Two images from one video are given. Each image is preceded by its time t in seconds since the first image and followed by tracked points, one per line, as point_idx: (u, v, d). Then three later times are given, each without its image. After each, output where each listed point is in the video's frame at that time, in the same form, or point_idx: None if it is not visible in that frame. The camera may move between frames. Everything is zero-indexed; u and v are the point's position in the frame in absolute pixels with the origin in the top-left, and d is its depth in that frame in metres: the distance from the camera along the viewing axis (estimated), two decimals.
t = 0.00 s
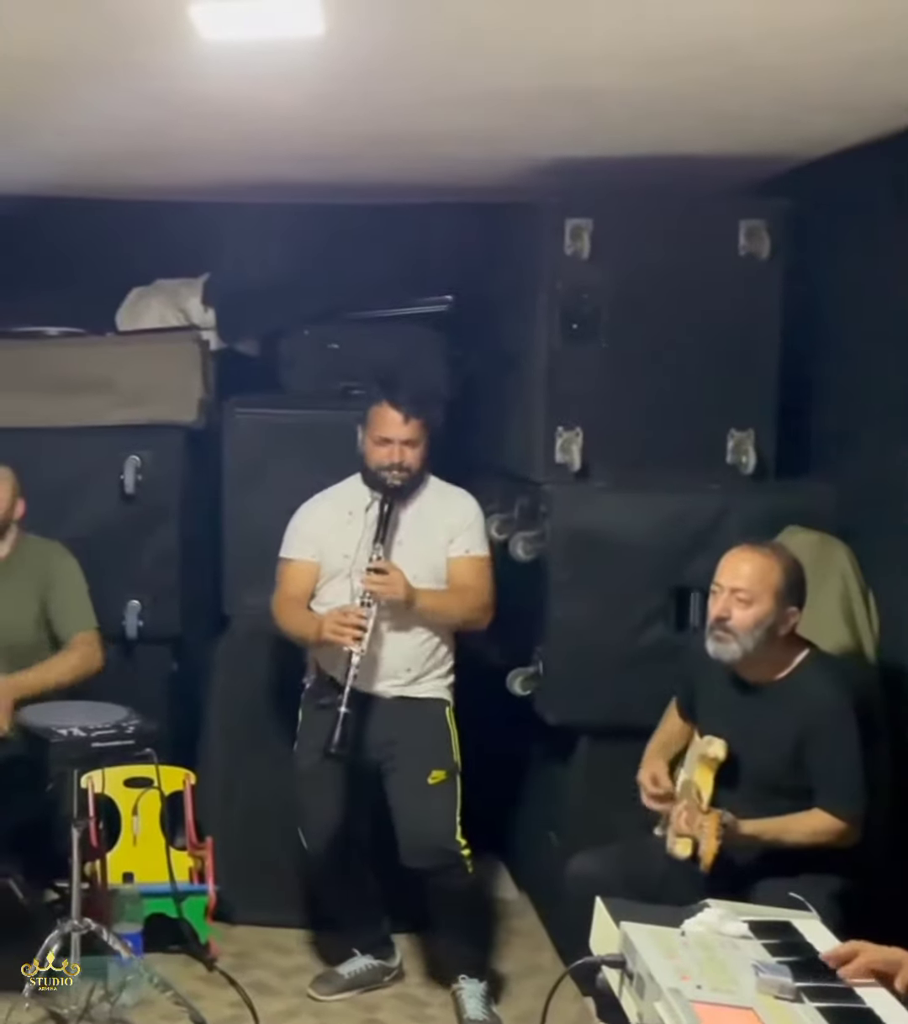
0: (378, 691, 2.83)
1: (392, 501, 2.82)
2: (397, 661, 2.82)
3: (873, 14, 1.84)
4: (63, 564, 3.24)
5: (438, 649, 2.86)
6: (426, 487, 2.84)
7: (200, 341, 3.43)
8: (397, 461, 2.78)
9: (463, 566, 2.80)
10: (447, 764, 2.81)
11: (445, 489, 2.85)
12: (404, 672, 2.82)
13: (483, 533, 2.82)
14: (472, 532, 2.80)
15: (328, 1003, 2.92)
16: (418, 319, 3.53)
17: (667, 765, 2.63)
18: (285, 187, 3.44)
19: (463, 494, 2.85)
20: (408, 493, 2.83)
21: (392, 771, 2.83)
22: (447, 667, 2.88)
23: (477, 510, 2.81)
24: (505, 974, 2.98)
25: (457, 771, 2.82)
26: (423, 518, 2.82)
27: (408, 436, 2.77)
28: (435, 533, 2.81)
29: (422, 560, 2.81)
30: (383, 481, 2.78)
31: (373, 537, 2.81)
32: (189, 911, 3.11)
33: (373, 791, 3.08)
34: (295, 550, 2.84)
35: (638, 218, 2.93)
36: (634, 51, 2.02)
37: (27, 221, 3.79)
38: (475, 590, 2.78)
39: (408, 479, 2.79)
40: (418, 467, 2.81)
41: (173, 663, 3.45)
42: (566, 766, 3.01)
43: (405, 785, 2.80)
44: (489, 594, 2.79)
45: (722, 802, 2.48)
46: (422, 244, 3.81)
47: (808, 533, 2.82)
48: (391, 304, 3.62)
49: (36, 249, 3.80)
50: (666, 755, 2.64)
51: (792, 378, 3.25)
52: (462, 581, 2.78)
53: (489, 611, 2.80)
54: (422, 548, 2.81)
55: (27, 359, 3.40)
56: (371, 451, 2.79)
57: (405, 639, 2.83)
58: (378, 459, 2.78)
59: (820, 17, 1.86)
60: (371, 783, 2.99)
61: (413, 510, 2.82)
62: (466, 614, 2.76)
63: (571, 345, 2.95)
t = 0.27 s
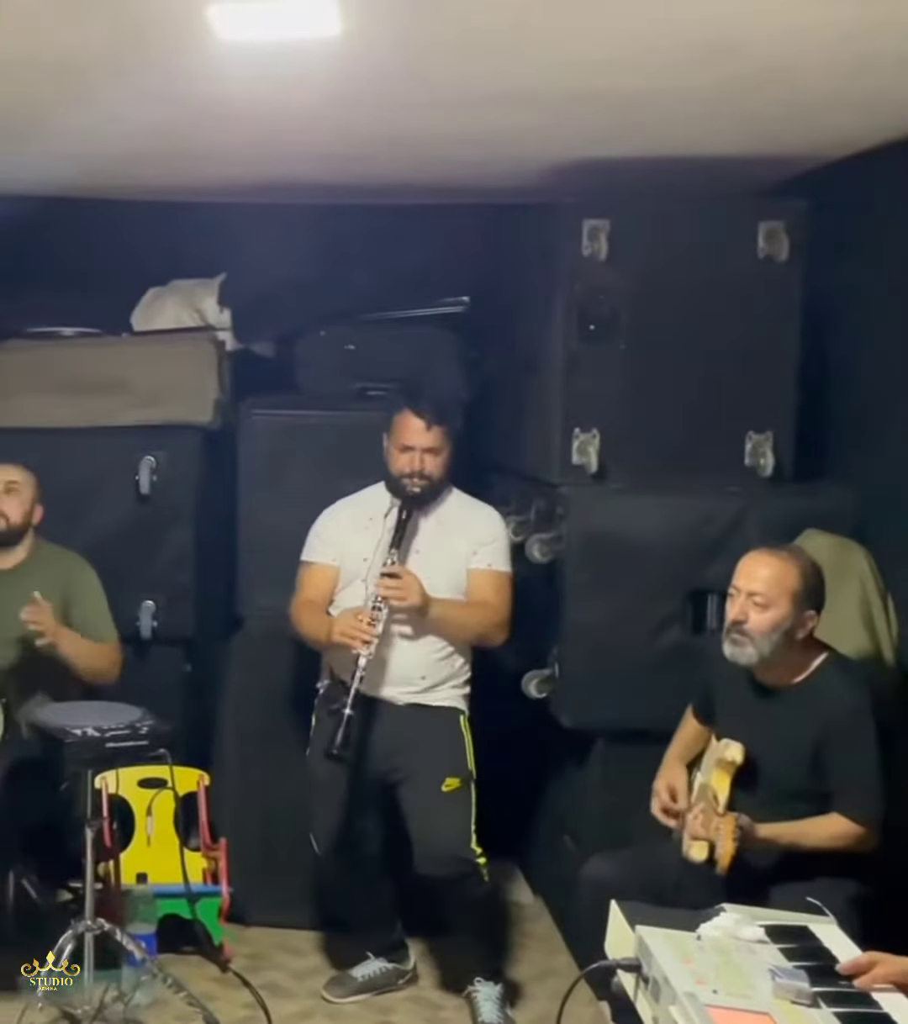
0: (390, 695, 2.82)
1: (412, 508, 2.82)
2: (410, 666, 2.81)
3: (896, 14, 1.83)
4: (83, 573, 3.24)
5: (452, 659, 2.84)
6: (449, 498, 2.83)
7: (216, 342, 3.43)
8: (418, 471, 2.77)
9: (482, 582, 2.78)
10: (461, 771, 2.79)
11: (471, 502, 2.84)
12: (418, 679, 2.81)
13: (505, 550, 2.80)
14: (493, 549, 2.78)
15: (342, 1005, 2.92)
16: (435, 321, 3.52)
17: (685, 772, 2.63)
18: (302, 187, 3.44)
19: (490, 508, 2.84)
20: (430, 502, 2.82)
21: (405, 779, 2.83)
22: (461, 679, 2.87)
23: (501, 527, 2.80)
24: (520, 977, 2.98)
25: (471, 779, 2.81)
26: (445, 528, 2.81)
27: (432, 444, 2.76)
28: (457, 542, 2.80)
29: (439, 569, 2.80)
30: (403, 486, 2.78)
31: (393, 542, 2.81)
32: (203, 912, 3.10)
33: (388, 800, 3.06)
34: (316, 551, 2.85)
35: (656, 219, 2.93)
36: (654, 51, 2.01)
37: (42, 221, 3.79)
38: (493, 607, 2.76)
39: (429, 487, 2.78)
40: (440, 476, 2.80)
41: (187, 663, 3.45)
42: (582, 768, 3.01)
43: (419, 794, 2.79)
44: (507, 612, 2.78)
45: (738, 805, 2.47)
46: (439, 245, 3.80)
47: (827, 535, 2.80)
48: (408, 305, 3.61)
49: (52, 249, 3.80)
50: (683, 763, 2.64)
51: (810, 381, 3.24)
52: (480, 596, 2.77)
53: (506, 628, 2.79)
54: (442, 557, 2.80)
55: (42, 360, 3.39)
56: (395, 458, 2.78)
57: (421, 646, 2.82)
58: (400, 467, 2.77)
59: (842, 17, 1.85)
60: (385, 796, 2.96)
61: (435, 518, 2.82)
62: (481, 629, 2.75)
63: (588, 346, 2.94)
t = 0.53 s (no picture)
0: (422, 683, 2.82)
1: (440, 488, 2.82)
2: (441, 654, 2.80)
3: None
4: (98, 571, 3.24)
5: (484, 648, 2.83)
6: (480, 472, 2.83)
7: (235, 341, 3.45)
8: (445, 444, 2.77)
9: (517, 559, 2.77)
10: (491, 763, 2.78)
11: (502, 478, 2.82)
12: (450, 665, 2.80)
13: (538, 525, 2.78)
14: (526, 523, 2.77)
15: (359, 1005, 2.92)
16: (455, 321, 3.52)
17: (703, 780, 2.62)
18: (322, 187, 3.43)
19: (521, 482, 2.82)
20: (458, 480, 2.82)
21: (437, 768, 2.84)
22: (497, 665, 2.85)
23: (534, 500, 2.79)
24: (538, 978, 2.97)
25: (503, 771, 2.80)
26: (474, 507, 2.80)
27: (457, 418, 2.76)
28: (487, 521, 2.79)
29: (469, 551, 2.79)
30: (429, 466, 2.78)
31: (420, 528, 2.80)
32: (219, 912, 3.10)
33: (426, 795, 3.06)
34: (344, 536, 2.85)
35: (678, 219, 2.92)
36: (677, 51, 2.00)
37: (62, 220, 3.80)
38: (527, 583, 2.75)
39: (456, 462, 2.78)
40: (467, 453, 2.80)
41: (205, 662, 3.45)
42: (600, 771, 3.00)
43: (447, 790, 2.80)
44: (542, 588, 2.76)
45: (758, 808, 2.46)
46: (459, 245, 3.80)
47: (847, 539, 2.78)
48: (428, 305, 3.60)
49: (72, 248, 3.81)
50: (701, 770, 2.62)
51: (832, 382, 3.23)
52: (516, 573, 2.75)
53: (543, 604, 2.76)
54: (471, 537, 2.79)
55: (63, 360, 3.44)
56: (421, 434, 2.79)
57: (452, 629, 2.81)
58: (426, 441, 2.78)
59: (868, 17, 1.83)
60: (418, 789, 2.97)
61: (462, 497, 2.81)
62: (518, 606, 2.73)
63: (609, 347, 2.94)
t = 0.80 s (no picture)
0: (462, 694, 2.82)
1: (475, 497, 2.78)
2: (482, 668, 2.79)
3: None
4: (117, 564, 3.24)
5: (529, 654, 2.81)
6: (517, 474, 2.79)
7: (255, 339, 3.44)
8: (477, 454, 2.74)
9: (557, 565, 2.74)
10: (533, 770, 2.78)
11: (540, 478, 2.79)
12: (490, 679, 2.80)
13: (579, 527, 2.75)
14: (565, 528, 2.74)
15: (376, 1005, 2.91)
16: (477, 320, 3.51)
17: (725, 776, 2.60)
18: (343, 185, 3.43)
19: (561, 482, 2.78)
20: (495, 487, 2.78)
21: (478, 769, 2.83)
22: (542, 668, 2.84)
23: (573, 504, 2.75)
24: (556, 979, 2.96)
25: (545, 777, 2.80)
26: (511, 515, 2.77)
27: (486, 427, 2.72)
28: (525, 528, 2.76)
29: (508, 560, 2.77)
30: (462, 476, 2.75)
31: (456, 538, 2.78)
32: (237, 910, 3.11)
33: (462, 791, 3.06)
34: (386, 543, 2.84)
35: (701, 219, 2.91)
36: (694, 51, 2.00)
37: (84, 218, 3.81)
38: (569, 589, 2.72)
39: (490, 471, 2.75)
40: (502, 458, 2.76)
41: (223, 661, 3.44)
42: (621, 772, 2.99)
43: (490, 790, 2.81)
44: (585, 593, 2.74)
45: (780, 810, 2.45)
46: (482, 243, 3.78)
47: (873, 542, 2.76)
48: (450, 304, 3.59)
49: (94, 246, 3.82)
50: (724, 769, 2.61)
51: (858, 383, 3.21)
52: (560, 580, 2.73)
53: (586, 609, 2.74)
54: (510, 545, 2.77)
55: (85, 357, 3.45)
56: (452, 443, 2.77)
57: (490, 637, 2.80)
58: (457, 452, 2.76)
59: (893, 14, 1.82)
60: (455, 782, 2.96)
61: (499, 504, 2.78)
62: (560, 616, 2.71)
63: (630, 346, 2.94)
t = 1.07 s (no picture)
0: (488, 690, 2.82)
1: (515, 490, 2.78)
2: (511, 666, 2.78)
3: None
4: (139, 564, 3.26)
5: (565, 657, 2.79)
6: (562, 471, 2.78)
7: (278, 334, 3.45)
8: (521, 444, 2.74)
9: (598, 568, 2.73)
10: (562, 779, 2.76)
11: (587, 477, 2.77)
12: (518, 678, 2.79)
13: (623, 528, 2.73)
14: (606, 530, 2.72)
15: (395, 1003, 2.91)
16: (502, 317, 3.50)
17: (748, 783, 2.60)
18: (366, 182, 3.42)
19: (608, 482, 2.77)
20: (537, 484, 2.77)
21: (509, 774, 2.81)
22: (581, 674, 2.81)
23: (616, 506, 2.73)
24: (576, 978, 2.95)
25: (573, 785, 2.77)
26: (553, 511, 2.76)
27: (532, 418, 2.72)
28: (567, 525, 2.75)
29: (547, 557, 2.75)
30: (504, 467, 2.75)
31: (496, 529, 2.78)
32: (256, 907, 3.10)
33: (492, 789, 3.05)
34: (428, 531, 2.85)
35: (726, 217, 2.90)
36: (718, 48, 1.99)
37: (108, 215, 3.83)
38: (607, 593, 2.71)
39: (533, 465, 2.74)
40: (547, 453, 2.75)
41: (244, 658, 3.44)
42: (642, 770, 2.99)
43: (521, 800, 2.78)
44: (623, 598, 2.72)
45: (802, 811, 2.44)
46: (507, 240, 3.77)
47: (901, 541, 2.74)
48: (474, 300, 3.58)
49: (119, 243, 3.84)
50: (746, 772, 2.60)
51: (884, 382, 3.19)
52: (601, 581, 2.71)
53: (626, 613, 2.72)
54: (550, 542, 2.75)
55: (108, 353, 3.48)
56: (498, 433, 2.77)
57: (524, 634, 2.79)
58: (503, 440, 2.76)
59: None
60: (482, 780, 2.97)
61: (541, 500, 2.77)
62: (596, 617, 2.69)
63: (655, 344, 2.95)
